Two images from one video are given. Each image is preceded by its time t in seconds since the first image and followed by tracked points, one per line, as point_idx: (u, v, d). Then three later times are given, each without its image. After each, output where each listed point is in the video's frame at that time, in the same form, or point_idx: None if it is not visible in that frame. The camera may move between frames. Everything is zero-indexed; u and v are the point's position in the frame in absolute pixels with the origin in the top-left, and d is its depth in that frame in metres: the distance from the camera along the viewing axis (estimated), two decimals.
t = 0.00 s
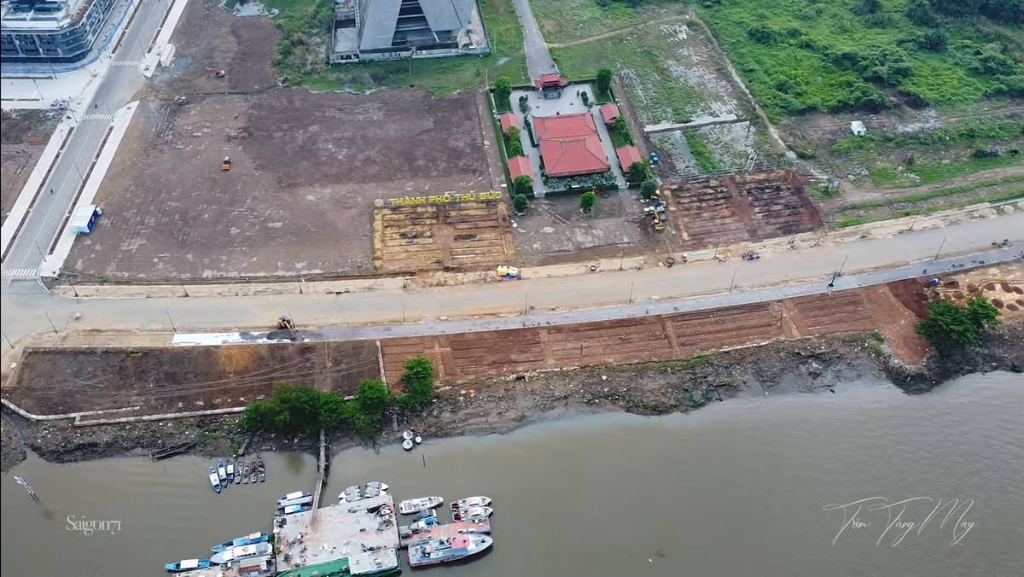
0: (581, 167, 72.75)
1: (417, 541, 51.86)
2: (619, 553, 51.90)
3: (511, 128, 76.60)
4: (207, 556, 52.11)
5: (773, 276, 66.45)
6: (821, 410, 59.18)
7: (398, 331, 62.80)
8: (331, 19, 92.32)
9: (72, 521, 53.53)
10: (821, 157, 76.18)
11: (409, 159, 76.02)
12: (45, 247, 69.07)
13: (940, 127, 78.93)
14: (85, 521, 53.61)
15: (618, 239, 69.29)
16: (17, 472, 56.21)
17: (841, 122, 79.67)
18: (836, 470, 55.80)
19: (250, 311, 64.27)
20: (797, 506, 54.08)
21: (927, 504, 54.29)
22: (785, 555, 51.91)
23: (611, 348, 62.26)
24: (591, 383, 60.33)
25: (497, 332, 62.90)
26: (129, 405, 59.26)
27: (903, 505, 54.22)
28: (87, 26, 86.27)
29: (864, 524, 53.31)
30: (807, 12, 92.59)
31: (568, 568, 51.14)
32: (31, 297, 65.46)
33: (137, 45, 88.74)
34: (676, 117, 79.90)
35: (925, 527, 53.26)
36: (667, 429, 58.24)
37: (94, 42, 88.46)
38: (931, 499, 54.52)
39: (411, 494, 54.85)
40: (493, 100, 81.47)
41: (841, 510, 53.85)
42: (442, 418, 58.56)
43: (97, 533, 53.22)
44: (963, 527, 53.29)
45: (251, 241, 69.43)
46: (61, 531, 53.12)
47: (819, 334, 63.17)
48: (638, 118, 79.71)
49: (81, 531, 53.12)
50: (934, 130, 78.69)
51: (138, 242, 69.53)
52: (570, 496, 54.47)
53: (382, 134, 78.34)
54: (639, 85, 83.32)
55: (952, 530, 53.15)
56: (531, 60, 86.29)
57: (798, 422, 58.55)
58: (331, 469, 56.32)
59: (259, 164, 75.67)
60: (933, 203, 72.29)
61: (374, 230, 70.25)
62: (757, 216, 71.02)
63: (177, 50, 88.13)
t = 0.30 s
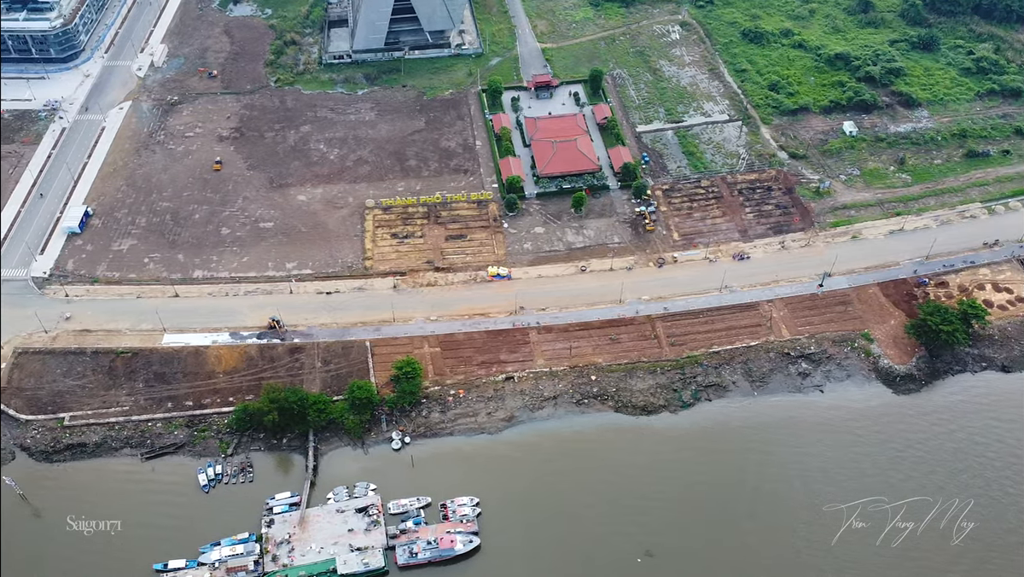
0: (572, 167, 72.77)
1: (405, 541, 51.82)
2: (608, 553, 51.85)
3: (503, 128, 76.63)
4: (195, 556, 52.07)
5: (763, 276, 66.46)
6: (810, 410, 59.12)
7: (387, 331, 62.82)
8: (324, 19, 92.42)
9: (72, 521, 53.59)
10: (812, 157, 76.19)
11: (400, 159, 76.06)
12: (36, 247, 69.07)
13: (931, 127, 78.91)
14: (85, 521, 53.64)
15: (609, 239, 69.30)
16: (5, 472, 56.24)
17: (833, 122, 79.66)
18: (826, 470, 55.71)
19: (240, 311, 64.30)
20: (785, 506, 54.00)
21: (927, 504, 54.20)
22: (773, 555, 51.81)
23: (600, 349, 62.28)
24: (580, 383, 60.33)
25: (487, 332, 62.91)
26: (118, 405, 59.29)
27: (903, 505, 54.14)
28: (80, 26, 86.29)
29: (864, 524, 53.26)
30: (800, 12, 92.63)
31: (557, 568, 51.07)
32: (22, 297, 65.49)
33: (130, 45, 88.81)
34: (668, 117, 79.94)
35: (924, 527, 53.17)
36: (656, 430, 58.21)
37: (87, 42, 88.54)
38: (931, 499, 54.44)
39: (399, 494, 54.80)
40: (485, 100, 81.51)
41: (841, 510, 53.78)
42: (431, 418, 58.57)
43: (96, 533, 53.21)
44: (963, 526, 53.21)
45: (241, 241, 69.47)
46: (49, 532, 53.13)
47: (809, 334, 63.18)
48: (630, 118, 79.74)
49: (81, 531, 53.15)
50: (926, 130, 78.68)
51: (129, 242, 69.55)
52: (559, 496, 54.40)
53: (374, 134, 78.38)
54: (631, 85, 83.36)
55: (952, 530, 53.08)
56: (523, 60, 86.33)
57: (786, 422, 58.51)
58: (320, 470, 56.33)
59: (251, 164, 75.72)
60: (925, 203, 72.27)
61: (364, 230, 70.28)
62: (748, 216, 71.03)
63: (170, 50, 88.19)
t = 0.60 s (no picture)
0: (563, 167, 72.80)
1: (393, 541, 51.80)
2: (597, 553, 51.77)
3: (494, 128, 76.64)
4: (183, 556, 52.00)
5: (753, 276, 66.48)
6: (800, 411, 59.09)
7: (377, 332, 62.83)
8: (317, 19, 92.54)
9: (72, 521, 53.50)
10: (804, 157, 76.24)
11: (392, 159, 76.10)
12: (27, 247, 69.06)
13: (923, 127, 78.91)
14: (85, 521, 53.55)
15: (599, 239, 69.32)
16: None
17: (825, 122, 79.68)
18: (815, 470, 55.67)
19: (230, 311, 64.32)
20: (774, 506, 53.97)
21: (927, 504, 54.14)
22: (761, 555, 51.72)
23: (590, 349, 62.30)
24: (570, 383, 60.34)
25: (477, 332, 62.93)
26: (108, 405, 59.31)
27: (903, 505, 54.10)
28: (73, 26, 86.27)
29: (864, 524, 53.21)
30: (793, 12, 92.70)
31: (545, 568, 51.04)
32: (13, 297, 65.48)
33: (123, 46, 88.86)
34: (660, 117, 79.98)
35: (925, 527, 53.12)
36: (645, 429, 58.18)
37: (80, 42, 88.53)
38: (931, 499, 54.37)
39: (388, 494, 54.77)
40: (477, 100, 81.54)
41: (841, 510, 53.74)
42: (420, 418, 58.59)
43: (97, 533, 53.09)
44: (963, 526, 53.16)
45: (232, 241, 69.50)
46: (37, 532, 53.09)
47: (799, 334, 63.19)
48: (622, 118, 79.78)
49: (81, 531, 53.04)
50: (918, 130, 78.69)
51: (120, 242, 69.58)
52: (548, 495, 54.33)
53: (366, 134, 78.42)
54: (624, 85, 83.41)
55: (952, 530, 53.03)
56: (516, 60, 86.37)
57: (775, 422, 58.48)
58: (309, 470, 56.32)
59: (242, 164, 75.74)
60: (916, 203, 72.27)
61: (355, 230, 70.31)
62: (739, 216, 71.07)
63: (163, 51, 88.25)
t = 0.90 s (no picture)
0: (554, 167, 72.81)
1: (380, 541, 51.80)
2: (585, 553, 51.73)
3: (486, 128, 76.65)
4: (170, 556, 51.97)
5: (743, 276, 66.46)
6: (789, 410, 59.06)
7: (367, 332, 62.82)
8: (310, 19, 92.61)
9: (72, 521, 53.46)
10: (795, 157, 76.23)
11: (383, 159, 76.13)
12: (18, 247, 69.06)
13: (915, 127, 78.86)
14: (86, 521, 53.53)
15: (590, 239, 69.32)
16: None
17: (817, 122, 79.66)
18: (803, 470, 55.64)
19: (220, 311, 64.32)
20: (762, 506, 53.92)
21: (927, 504, 54.11)
22: (749, 555, 51.65)
23: (580, 349, 62.29)
24: (559, 383, 60.32)
25: (466, 332, 62.93)
26: (97, 405, 59.32)
27: (903, 505, 54.07)
28: (65, 26, 86.25)
29: (864, 523, 53.19)
30: (786, 12, 92.69)
31: (533, 567, 51.02)
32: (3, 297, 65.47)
33: (116, 46, 88.88)
34: (652, 117, 79.98)
35: (925, 527, 53.06)
36: (634, 429, 58.15)
37: (73, 42, 88.51)
38: (931, 499, 54.34)
39: (376, 494, 54.73)
40: (469, 100, 81.55)
41: (841, 510, 53.73)
42: (409, 418, 58.58)
43: (97, 533, 53.06)
44: (963, 526, 53.11)
45: (223, 241, 69.51)
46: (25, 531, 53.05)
47: (788, 334, 63.17)
48: (614, 118, 79.77)
49: (81, 531, 52.99)
50: (910, 130, 78.64)
51: (111, 242, 69.60)
52: (537, 495, 54.28)
53: (358, 134, 78.43)
54: (616, 85, 83.41)
55: (952, 530, 52.99)
56: (508, 60, 86.39)
57: (764, 421, 58.45)
58: (297, 469, 56.31)
59: (234, 164, 75.77)
60: (907, 203, 72.24)
61: (346, 230, 70.31)
62: (730, 216, 71.06)
63: (156, 51, 88.27)
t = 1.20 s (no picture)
0: (547, 166, 72.84)
1: (369, 540, 51.79)
2: (575, 553, 51.67)
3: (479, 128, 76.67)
4: (159, 555, 51.96)
5: (734, 276, 66.43)
6: (779, 410, 59.01)
7: (358, 331, 62.84)
8: (304, 19, 92.74)
9: (72, 522, 53.49)
10: (788, 157, 76.20)
11: (376, 159, 76.17)
12: (11, 246, 69.09)
13: (909, 127, 78.77)
14: (86, 521, 53.53)
15: (582, 239, 69.32)
16: None
17: (810, 122, 79.60)
18: (792, 470, 55.59)
19: (212, 310, 64.37)
20: (751, 506, 53.85)
21: (927, 504, 54.04)
22: (737, 555, 51.60)
23: (570, 349, 62.28)
24: (549, 383, 60.32)
25: (457, 332, 62.94)
26: (87, 404, 59.39)
27: (903, 505, 54.00)
28: (60, 25, 86.31)
29: (864, 523, 53.11)
30: (781, 11, 92.65)
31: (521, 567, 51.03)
32: None
33: (111, 45, 88.98)
34: (646, 116, 79.97)
35: (924, 527, 53.01)
36: (624, 429, 58.12)
37: (67, 41, 88.58)
38: (931, 499, 54.28)
39: (365, 494, 54.72)
40: (462, 100, 81.56)
41: (841, 510, 53.67)
42: (399, 418, 58.60)
43: (97, 533, 53.03)
44: (963, 526, 53.06)
45: (215, 240, 69.56)
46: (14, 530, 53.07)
47: (779, 334, 63.13)
48: (607, 117, 79.76)
49: (81, 531, 53.00)
50: (903, 130, 78.56)
51: (103, 242, 69.65)
52: (526, 495, 54.24)
53: (351, 133, 78.48)
54: (609, 85, 83.39)
55: (952, 530, 52.93)
56: (502, 59, 86.41)
57: (754, 421, 58.40)
58: (287, 469, 56.31)
59: (227, 164, 75.82)
60: (900, 203, 72.18)
61: (338, 230, 70.36)
62: (722, 216, 71.05)
63: (150, 50, 88.35)
